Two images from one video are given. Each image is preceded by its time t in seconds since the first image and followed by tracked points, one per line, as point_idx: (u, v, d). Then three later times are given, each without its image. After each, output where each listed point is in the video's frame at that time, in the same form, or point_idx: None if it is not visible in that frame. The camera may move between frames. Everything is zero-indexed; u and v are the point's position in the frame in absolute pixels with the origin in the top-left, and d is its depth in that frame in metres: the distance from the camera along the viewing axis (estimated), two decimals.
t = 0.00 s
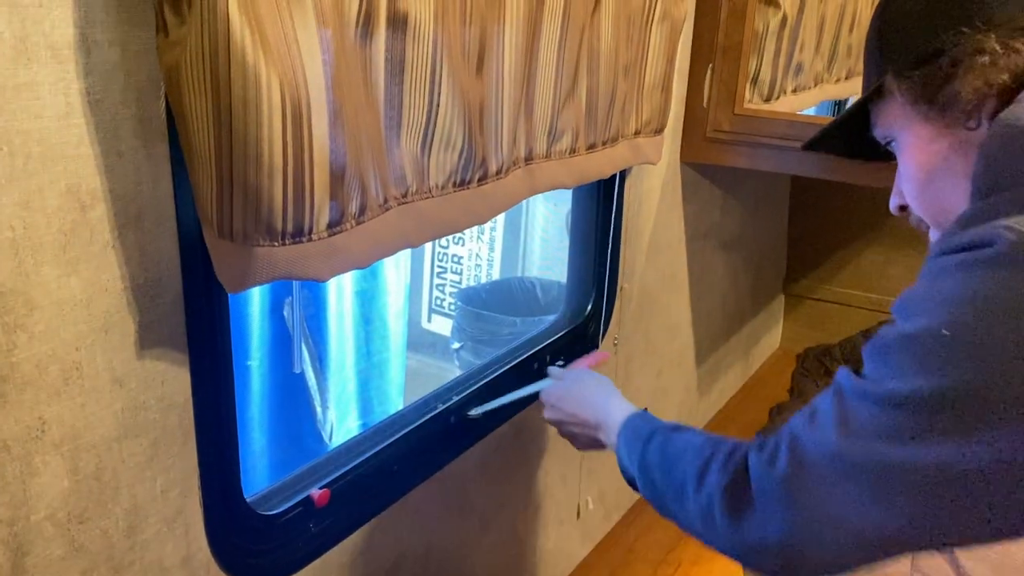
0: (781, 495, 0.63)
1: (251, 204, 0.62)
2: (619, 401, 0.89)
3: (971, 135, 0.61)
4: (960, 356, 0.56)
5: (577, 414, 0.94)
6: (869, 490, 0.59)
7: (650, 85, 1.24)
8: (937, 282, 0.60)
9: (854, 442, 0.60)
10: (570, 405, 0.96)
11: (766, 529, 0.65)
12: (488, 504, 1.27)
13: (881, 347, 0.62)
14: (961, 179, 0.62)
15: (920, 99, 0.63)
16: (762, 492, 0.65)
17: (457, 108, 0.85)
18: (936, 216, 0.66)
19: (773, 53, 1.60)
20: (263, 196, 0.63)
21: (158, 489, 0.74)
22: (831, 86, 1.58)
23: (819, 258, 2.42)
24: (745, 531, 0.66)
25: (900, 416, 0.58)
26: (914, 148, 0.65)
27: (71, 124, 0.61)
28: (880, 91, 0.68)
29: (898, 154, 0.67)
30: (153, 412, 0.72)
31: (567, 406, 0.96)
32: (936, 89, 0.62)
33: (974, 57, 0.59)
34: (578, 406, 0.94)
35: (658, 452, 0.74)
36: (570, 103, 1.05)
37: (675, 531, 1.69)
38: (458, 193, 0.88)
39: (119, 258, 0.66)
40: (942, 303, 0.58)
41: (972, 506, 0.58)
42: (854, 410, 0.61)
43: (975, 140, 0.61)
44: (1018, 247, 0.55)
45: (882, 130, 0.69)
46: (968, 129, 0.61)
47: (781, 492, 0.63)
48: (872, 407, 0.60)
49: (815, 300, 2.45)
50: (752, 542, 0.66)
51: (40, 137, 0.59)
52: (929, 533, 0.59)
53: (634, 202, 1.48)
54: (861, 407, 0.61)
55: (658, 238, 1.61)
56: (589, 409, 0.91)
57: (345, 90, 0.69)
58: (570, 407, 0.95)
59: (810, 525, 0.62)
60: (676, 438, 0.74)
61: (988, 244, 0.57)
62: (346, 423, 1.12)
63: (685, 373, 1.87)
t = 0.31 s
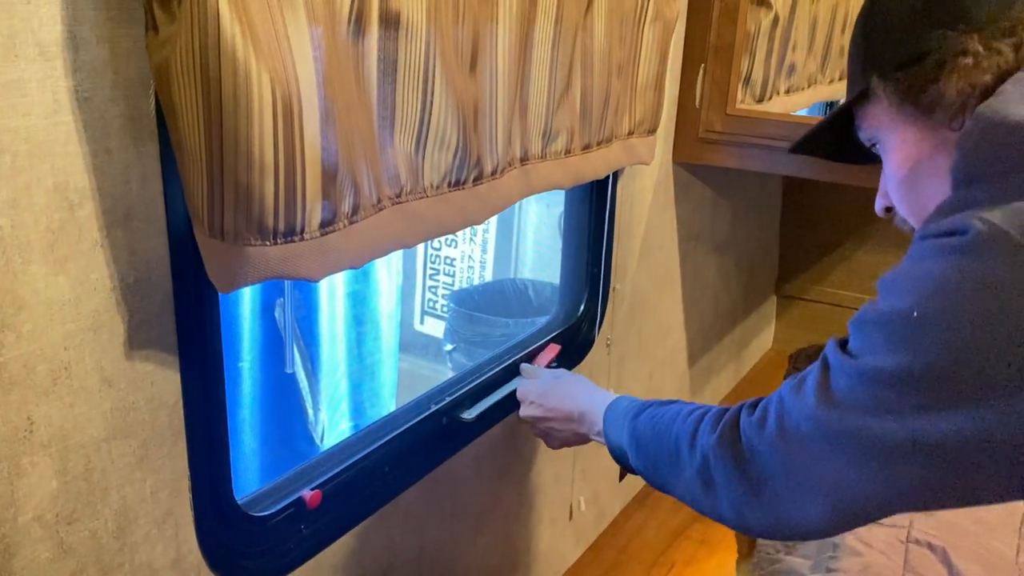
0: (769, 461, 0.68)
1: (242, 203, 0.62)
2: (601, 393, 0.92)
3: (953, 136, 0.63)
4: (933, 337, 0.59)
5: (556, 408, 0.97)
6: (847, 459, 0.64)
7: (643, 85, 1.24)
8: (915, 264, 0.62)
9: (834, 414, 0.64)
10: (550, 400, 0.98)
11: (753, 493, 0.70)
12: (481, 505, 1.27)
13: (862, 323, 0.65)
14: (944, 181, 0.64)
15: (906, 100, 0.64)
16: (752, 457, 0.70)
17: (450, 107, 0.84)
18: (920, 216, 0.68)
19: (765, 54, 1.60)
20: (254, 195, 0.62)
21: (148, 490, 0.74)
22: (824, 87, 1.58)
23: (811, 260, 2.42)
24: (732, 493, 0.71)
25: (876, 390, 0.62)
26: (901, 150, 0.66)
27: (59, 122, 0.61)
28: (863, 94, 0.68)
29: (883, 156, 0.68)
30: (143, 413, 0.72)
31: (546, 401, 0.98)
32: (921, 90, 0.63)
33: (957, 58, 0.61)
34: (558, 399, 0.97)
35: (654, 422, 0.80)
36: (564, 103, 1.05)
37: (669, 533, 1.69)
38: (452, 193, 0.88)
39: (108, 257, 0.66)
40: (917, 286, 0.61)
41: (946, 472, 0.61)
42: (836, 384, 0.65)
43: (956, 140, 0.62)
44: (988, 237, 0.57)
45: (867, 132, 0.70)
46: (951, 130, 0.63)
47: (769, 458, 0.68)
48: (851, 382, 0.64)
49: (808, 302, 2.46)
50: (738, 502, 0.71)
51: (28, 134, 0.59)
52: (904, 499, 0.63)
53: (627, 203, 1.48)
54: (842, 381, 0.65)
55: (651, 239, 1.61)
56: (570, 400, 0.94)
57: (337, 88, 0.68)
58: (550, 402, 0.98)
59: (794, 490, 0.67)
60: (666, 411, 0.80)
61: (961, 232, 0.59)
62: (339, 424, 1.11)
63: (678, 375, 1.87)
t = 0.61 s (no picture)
0: (764, 443, 0.67)
1: (231, 205, 0.62)
2: (591, 390, 0.91)
3: (966, 127, 0.61)
4: (937, 324, 0.58)
5: (546, 408, 0.96)
6: (846, 443, 0.62)
7: (636, 85, 1.24)
8: (920, 249, 0.61)
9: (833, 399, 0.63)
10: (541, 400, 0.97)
11: (740, 475, 0.68)
12: (474, 505, 1.27)
13: (867, 303, 0.63)
14: (955, 173, 0.63)
15: (919, 87, 0.62)
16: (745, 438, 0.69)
17: (441, 107, 0.84)
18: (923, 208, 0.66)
19: (757, 54, 1.60)
20: (243, 196, 0.62)
21: (138, 492, 0.73)
22: (816, 86, 1.59)
23: (804, 259, 2.43)
24: (719, 473, 0.70)
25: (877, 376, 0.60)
26: (909, 140, 0.64)
27: (48, 123, 0.60)
28: (867, 76, 0.66)
29: (887, 144, 0.66)
30: (133, 415, 0.71)
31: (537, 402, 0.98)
32: (933, 76, 0.61)
33: (973, 45, 0.59)
34: (549, 398, 0.96)
35: (646, 399, 0.78)
36: (555, 103, 1.05)
37: (662, 532, 1.69)
38: (443, 193, 0.88)
39: (98, 258, 0.66)
40: (922, 271, 0.59)
41: (946, 460, 0.60)
42: (836, 368, 0.63)
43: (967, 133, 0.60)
44: (996, 228, 0.56)
45: (869, 118, 0.67)
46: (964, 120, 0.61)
47: (763, 437, 0.67)
48: (851, 366, 0.62)
49: (801, 301, 2.46)
50: (726, 481, 0.70)
51: (16, 135, 0.59)
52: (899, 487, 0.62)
53: (619, 203, 1.48)
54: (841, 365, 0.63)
55: (644, 239, 1.61)
56: (562, 399, 0.93)
57: (327, 89, 0.68)
58: (540, 402, 0.97)
59: (788, 470, 0.66)
60: (652, 398, 0.77)
61: (968, 221, 0.58)
62: (331, 425, 1.11)
63: (671, 374, 1.87)
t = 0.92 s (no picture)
0: (753, 442, 0.67)
1: (224, 198, 0.61)
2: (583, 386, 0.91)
3: (965, 127, 0.61)
4: (932, 329, 0.58)
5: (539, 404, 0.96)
6: (841, 442, 0.62)
7: (630, 78, 1.24)
8: (915, 248, 0.60)
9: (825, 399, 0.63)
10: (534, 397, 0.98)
11: (731, 475, 0.68)
12: (469, 499, 1.27)
13: (861, 304, 0.63)
14: (952, 175, 0.63)
15: (920, 86, 0.62)
16: (733, 435, 0.68)
17: (435, 100, 0.84)
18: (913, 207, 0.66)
19: (752, 47, 1.60)
20: (237, 190, 0.62)
21: (133, 487, 0.73)
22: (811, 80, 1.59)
23: (799, 253, 2.43)
24: (710, 470, 0.70)
25: (869, 379, 0.60)
26: (906, 139, 0.64)
27: (39, 117, 0.60)
28: (863, 71, 0.64)
29: (881, 141, 0.66)
30: (127, 410, 0.71)
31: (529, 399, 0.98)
32: (936, 76, 0.61)
33: (978, 45, 0.59)
34: (543, 395, 0.96)
35: (641, 395, 0.77)
36: (550, 96, 1.04)
37: (657, 526, 1.70)
38: (437, 187, 0.87)
39: (90, 253, 0.65)
40: (916, 274, 0.59)
41: (942, 462, 0.60)
42: (829, 368, 0.63)
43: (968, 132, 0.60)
44: (992, 236, 0.56)
45: (861, 113, 0.66)
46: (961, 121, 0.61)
47: (760, 434, 0.67)
48: (846, 366, 0.62)
49: (796, 294, 2.46)
50: (721, 480, 0.69)
51: (7, 129, 0.58)
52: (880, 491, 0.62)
53: (614, 196, 1.48)
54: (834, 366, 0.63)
55: (639, 232, 1.60)
56: (554, 396, 0.94)
57: (320, 81, 0.68)
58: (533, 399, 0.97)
59: (784, 468, 0.65)
60: (647, 394, 0.77)
61: (964, 227, 0.58)
62: (326, 419, 1.11)
63: (666, 367, 1.87)
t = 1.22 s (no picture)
0: (730, 456, 0.60)
1: (213, 192, 0.61)
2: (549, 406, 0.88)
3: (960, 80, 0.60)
4: (921, 312, 0.52)
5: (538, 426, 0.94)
6: (830, 448, 0.55)
7: (621, 68, 1.24)
8: (902, 232, 0.55)
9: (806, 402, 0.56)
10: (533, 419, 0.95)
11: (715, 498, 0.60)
12: (462, 490, 1.27)
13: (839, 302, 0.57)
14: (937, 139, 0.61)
15: (929, 38, 0.59)
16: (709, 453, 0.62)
17: (425, 91, 0.84)
18: (904, 176, 0.65)
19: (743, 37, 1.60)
20: (225, 183, 0.62)
21: (124, 481, 0.73)
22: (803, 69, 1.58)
23: (790, 242, 2.43)
24: (690, 491, 0.62)
25: (854, 375, 0.54)
26: (900, 103, 0.62)
27: (25, 110, 0.60)
28: (869, 25, 0.63)
29: (871, 104, 0.64)
30: (118, 403, 0.71)
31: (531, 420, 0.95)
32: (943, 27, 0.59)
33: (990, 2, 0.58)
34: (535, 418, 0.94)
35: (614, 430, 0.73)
36: (540, 86, 1.04)
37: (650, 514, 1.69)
38: (427, 178, 0.87)
39: (79, 246, 0.65)
40: (905, 257, 0.54)
41: (937, 463, 0.54)
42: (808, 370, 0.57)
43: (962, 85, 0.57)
44: (988, 196, 0.52)
45: (857, 77, 0.65)
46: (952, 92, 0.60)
47: (741, 447, 0.59)
48: (829, 364, 0.56)
49: (787, 284, 2.47)
50: (701, 501, 0.61)
51: None
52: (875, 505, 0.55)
53: (606, 186, 1.48)
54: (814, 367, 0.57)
55: (630, 223, 1.61)
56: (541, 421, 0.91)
57: (309, 74, 0.68)
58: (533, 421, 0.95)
59: (768, 485, 0.57)
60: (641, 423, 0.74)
61: (957, 193, 0.53)
62: (319, 412, 1.11)
63: (658, 357, 1.88)
